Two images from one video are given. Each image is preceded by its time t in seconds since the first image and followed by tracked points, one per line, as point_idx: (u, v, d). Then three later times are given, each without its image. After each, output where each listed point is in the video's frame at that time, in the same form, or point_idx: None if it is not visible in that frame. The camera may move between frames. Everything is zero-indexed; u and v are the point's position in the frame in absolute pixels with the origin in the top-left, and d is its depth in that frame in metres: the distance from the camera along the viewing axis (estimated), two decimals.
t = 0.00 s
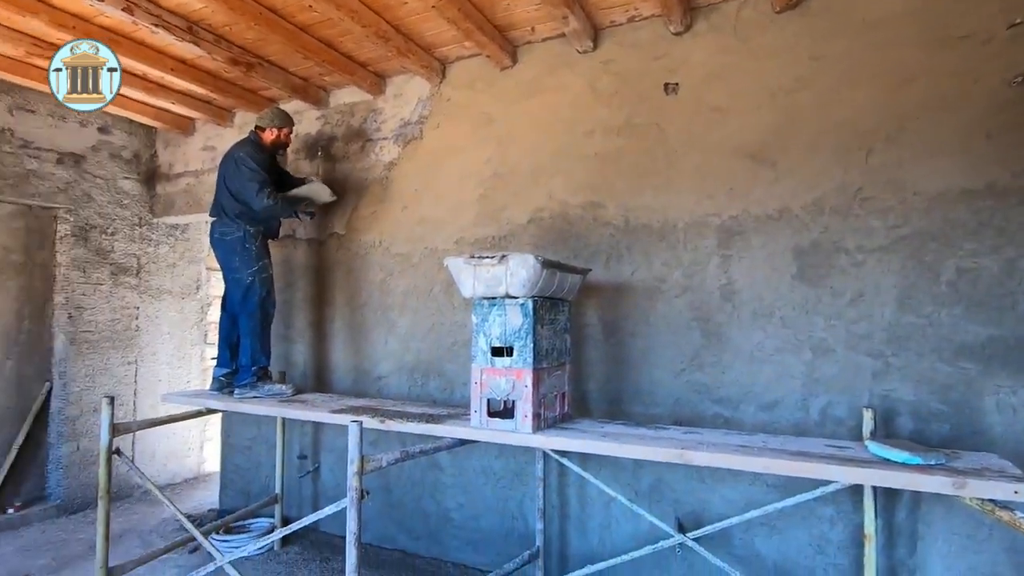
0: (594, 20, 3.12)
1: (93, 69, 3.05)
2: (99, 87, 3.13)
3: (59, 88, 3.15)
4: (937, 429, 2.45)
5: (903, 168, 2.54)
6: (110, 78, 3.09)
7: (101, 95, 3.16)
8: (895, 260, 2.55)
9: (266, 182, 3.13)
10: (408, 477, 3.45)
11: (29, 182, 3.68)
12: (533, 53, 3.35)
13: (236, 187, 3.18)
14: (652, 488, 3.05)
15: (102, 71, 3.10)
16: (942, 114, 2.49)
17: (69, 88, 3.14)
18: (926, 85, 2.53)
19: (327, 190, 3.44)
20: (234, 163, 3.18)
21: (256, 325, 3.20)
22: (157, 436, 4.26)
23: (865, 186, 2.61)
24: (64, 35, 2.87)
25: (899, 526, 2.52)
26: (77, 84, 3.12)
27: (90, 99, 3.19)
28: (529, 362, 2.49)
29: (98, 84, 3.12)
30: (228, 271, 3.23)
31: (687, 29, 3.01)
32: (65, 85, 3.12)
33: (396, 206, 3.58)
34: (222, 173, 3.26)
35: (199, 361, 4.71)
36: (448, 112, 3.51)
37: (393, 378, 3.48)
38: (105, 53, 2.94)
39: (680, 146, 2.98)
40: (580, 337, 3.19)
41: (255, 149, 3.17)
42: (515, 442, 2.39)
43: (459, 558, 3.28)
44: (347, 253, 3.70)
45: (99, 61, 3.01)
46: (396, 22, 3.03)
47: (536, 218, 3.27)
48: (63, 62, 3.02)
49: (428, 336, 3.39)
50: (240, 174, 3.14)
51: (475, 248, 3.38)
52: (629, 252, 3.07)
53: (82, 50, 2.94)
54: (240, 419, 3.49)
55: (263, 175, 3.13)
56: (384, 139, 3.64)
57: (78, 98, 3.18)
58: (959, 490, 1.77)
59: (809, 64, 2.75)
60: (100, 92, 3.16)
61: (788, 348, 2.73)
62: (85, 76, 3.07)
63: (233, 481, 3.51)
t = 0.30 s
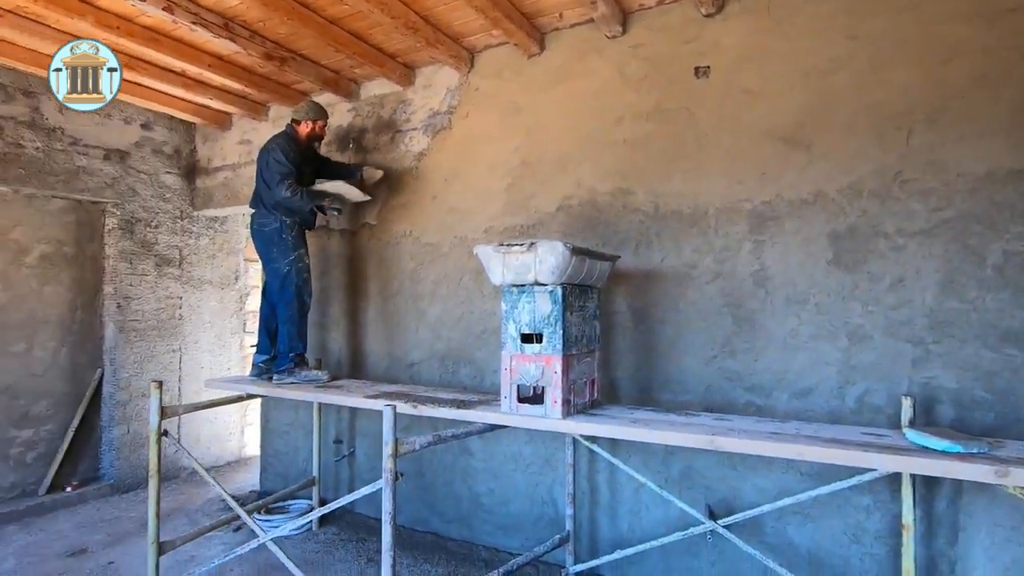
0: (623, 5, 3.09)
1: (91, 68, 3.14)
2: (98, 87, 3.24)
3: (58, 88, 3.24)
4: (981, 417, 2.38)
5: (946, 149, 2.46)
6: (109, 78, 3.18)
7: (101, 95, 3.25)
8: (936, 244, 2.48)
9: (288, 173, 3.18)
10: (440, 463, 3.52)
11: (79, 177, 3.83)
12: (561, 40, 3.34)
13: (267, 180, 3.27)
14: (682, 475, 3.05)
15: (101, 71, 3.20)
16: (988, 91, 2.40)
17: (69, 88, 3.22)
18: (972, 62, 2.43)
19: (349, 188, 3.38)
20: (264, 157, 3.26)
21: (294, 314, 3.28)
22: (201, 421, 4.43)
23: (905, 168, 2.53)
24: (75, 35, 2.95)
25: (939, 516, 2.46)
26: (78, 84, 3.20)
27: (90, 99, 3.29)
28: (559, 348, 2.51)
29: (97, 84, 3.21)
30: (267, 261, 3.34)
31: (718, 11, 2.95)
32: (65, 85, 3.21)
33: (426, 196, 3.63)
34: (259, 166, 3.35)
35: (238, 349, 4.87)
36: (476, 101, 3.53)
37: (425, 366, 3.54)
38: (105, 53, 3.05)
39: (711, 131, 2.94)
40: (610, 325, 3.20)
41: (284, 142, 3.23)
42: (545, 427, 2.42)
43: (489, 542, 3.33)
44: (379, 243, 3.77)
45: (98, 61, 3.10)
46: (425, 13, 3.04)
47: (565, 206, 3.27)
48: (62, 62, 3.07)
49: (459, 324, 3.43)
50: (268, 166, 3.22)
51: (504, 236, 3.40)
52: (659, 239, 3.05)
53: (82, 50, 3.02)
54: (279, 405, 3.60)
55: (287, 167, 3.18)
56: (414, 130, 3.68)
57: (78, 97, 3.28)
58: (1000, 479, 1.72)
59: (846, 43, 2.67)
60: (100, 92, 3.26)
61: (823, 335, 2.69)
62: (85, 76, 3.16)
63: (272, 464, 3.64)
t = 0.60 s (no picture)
0: None
1: (91, 68, 3.19)
2: (94, 87, 3.30)
3: (58, 88, 3.31)
4: (1019, 410, 2.35)
5: (983, 137, 2.42)
6: (109, 78, 3.23)
7: (100, 94, 3.32)
8: (971, 234, 2.44)
9: (326, 167, 3.27)
10: (469, 452, 3.59)
11: (124, 176, 3.97)
12: (587, 33, 3.36)
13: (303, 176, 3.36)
14: (710, 466, 3.06)
15: (102, 71, 3.25)
16: None
17: (68, 87, 3.31)
18: (1010, 47, 2.38)
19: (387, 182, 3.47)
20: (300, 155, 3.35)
21: (332, 306, 3.39)
22: (239, 410, 4.58)
23: (940, 157, 2.49)
24: (75, 36, 2.97)
25: (974, 509, 2.44)
26: (77, 83, 3.27)
27: (89, 99, 3.36)
28: (587, 339, 2.55)
29: (96, 84, 3.28)
30: (305, 255, 3.43)
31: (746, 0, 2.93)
32: (65, 85, 3.30)
33: (455, 190, 3.68)
34: (294, 164, 3.44)
35: (273, 341, 5.00)
36: (503, 96, 3.56)
37: (454, 357, 3.61)
38: (105, 53, 3.08)
39: (739, 122, 2.93)
40: (637, 316, 3.22)
41: (322, 141, 3.32)
42: (574, 416, 2.46)
43: (518, 530, 3.39)
44: (409, 237, 3.84)
45: (99, 61, 3.14)
46: (453, 10, 3.09)
47: (592, 199, 3.29)
48: (64, 62, 3.13)
49: (487, 317, 3.49)
50: (305, 163, 3.31)
51: (531, 229, 3.44)
52: (687, 231, 3.06)
53: (82, 50, 3.05)
54: (313, 395, 3.70)
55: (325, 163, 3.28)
56: (442, 125, 3.74)
57: (76, 97, 3.36)
58: None
59: (879, 30, 2.63)
60: (99, 92, 3.32)
61: (854, 327, 2.67)
62: (86, 77, 3.22)
63: (307, 452, 3.75)
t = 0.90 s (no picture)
0: None
1: (92, 68, 3.17)
2: (94, 87, 3.29)
3: (58, 88, 3.29)
4: None
5: None
6: (108, 78, 3.21)
7: (101, 95, 3.31)
8: (1019, 224, 2.38)
9: (379, 172, 3.37)
10: (504, 443, 3.66)
11: (175, 178, 4.15)
12: (620, 28, 3.37)
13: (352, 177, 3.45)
14: (746, 459, 3.06)
15: (103, 72, 3.23)
16: None
17: (68, 88, 3.30)
18: None
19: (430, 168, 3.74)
20: (350, 155, 3.41)
21: (371, 300, 3.49)
22: (283, 401, 4.76)
23: (986, 146, 2.44)
24: (75, 35, 2.95)
25: (1022, 505, 2.38)
26: (78, 84, 3.26)
27: (88, 98, 3.34)
28: (620, 332, 2.58)
29: (96, 84, 3.27)
30: (345, 252, 3.54)
31: None
32: (65, 85, 3.29)
33: (489, 186, 3.74)
34: (335, 164, 3.54)
35: (314, 335, 5.16)
36: (536, 93, 3.60)
37: (490, 350, 3.67)
38: (105, 53, 3.06)
39: (775, 114, 2.90)
40: (670, 309, 3.23)
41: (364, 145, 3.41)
42: (608, 407, 2.51)
43: (553, 520, 3.44)
44: (444, 233, 3.92)
45: (99, 61, 3.13)
46: (487, 9, 3.13)
47: (625, 194, 3.31)
48: (63, 62, 3.11)
49: (521, 311, 3.54)
50: (356, 165, 3.39)
51: (565, 224, 3.47)
52: (722, 223, 3.05)
53: (82, 50, 3.03)
54: (353, 386, 3.82)
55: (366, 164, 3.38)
56: (476, 123, 3.80)
57: (76, 97, 3.35)
58: None
59: (921, 16, 2.58)
60: (100, 92, 3.32)
61: (895, 319, 2.63)
62: (86, 76, 3.21)
63: (348, 442, 3.87)
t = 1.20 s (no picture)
0: None
1: (91, 66, 3.23)
2: (96, 86, 3.33)
3: (58, 88, 3.31)
4: None
5: None
6: (106, 76, 3.29)
7: (101, 95, 3.35)
8: None
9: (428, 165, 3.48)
10: (548, 434, 3.71)
11: (236, 178, 4.35)
12: (665, 19, 3.34)
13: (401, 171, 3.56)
14: (794, 454, 3.02)
15: (102, 72, 3.30)
16: None
17: (69, 88, 3.32)
18: None
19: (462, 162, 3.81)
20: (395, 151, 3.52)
21: (417, 293, 3.59)
22: (336, 391, 4.94)
23: None
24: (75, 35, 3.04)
25: None
26: (80, 84, 3.30)
27: (88, 99, 3.35)
28: (664, 324, 2.59)
29: (97, 84, 3.33)
30: (391, 247, 3.65)
31: None
32: (66, 85, 3.32)
33: (533, 181, 3.79)
34: (382, 162, 3.64)
35: (364, 328, 5.31)
36: (581, 87, 3.62)
37: (534, 343, 3.72)
38: (105, 53, 3.13)
39: (826, 103, 2.84)
40: (716, 303, 3.21)
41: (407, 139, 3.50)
42: (652, 398, 2.53)
43: (597, 510, 3.48)
44: (490, 227, 3.99)
45: (99, 60, 3.19)
46: (532, 6, 3.17)
47: (670, 186, 3.30)
48: (62, 61, 3.16)
49: (566, 304, 3.57)
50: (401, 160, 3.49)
51: (609, 218, 3.48)
52: (770, 215, 3.01)
53: (82, 49, 3.10)
54: (402, 377, 3.94)
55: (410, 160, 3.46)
56: (521, 119, 3.84)
57: (77, 98, 3.34)
58: None
59: None
60: (100, 91, 3.35)
61: (955, 314, 2.55)
62: (86, 77, 3.27)
63: (397, 430, 3.99)
